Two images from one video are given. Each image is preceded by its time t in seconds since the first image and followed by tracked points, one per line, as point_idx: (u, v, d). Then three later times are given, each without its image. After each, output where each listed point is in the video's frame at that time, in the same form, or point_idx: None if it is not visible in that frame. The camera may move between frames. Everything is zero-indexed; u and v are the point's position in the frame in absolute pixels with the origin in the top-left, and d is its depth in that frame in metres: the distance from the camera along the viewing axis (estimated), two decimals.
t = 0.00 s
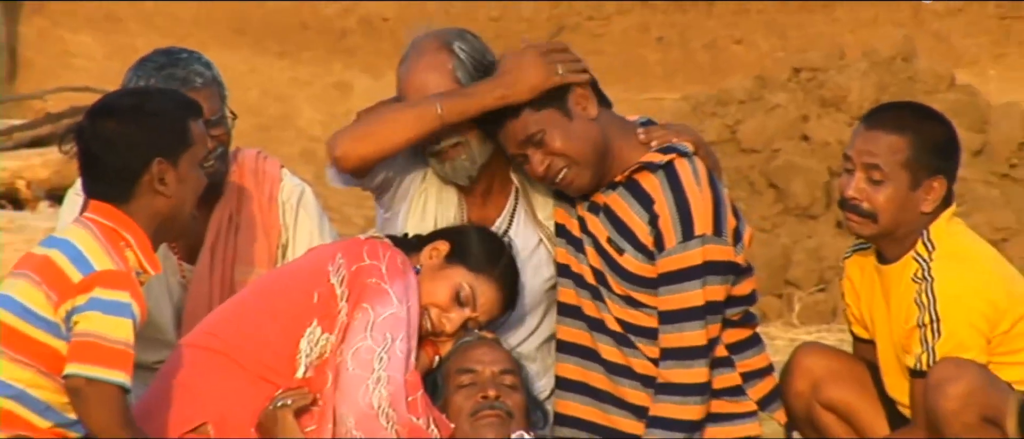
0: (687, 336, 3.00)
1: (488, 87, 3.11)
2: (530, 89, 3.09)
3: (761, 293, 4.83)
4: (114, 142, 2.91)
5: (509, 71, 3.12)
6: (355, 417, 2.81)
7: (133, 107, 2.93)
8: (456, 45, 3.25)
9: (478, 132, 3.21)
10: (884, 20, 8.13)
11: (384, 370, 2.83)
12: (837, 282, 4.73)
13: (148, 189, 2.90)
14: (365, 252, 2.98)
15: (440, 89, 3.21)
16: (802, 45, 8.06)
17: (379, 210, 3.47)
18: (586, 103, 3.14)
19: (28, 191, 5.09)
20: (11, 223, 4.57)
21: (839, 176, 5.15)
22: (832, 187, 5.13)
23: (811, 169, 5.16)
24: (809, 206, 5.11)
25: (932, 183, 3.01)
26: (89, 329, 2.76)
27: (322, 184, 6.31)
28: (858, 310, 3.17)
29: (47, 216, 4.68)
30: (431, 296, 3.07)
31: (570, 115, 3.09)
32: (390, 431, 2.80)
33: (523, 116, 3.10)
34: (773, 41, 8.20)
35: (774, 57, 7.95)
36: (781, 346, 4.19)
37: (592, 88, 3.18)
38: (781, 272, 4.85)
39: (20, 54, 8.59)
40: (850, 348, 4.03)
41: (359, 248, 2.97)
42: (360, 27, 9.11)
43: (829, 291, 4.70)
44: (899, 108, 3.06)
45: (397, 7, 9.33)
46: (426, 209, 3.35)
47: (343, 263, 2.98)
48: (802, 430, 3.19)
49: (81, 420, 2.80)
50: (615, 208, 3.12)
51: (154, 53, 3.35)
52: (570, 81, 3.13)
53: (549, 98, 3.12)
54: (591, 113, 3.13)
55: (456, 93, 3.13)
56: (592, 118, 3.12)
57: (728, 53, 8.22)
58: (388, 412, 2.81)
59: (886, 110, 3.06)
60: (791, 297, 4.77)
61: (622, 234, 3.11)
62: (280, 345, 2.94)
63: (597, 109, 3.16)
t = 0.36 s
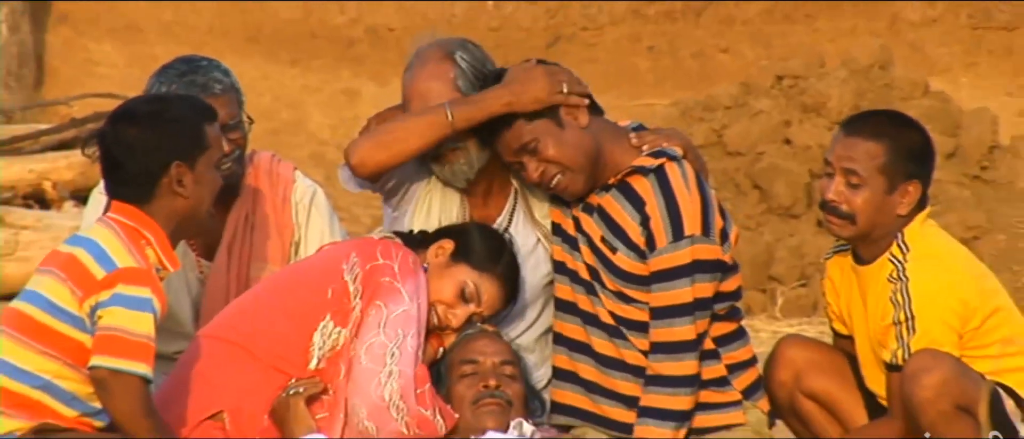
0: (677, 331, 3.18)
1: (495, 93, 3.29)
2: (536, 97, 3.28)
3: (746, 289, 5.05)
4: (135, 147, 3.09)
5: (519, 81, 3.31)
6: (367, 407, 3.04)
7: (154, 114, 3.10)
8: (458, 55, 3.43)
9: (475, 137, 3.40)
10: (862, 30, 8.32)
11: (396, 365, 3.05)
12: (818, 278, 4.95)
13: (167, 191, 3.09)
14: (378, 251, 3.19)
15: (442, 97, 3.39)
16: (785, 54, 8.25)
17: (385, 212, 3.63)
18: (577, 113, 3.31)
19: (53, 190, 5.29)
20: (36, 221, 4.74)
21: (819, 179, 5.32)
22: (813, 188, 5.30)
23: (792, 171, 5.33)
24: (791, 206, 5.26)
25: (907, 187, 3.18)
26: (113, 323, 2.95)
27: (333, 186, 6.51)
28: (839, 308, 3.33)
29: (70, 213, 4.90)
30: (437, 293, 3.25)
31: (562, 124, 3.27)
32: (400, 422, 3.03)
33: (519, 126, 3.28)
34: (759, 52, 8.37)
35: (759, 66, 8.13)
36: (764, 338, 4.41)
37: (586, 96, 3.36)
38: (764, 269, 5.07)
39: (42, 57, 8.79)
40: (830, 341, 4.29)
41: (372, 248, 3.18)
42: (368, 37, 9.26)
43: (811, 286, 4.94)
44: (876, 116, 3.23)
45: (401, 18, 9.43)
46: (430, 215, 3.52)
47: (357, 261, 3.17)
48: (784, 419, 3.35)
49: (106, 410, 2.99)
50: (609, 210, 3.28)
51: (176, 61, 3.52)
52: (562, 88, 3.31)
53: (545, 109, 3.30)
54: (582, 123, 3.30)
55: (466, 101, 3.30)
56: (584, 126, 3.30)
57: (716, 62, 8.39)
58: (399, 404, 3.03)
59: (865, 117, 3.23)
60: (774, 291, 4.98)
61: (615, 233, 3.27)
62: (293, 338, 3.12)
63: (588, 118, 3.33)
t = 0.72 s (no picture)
0: (670, 321, 3.35)
1: (495, 95, 3.44)
2: (531, 95, 3.43)
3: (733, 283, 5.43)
4: (163, 147, 3.28)
5: (516, 83, 3.47)
6: (375, 397, 3.23)
7: (182, 116, 3.30)
8: (467, 61, 3.61)
9: (481, 139, 3.58)
10: (844, 38, 9.16)
11: (402, 357, 3.24)
12: (801, 273, 5.36)
13: (189, 191, 3.28)
14: (386, 250, 3.37)
15: (450, 100, 3.57)
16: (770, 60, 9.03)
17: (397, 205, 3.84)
18: (580, 117, 3.46)
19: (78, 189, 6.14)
20: (64, 218, 5.49)
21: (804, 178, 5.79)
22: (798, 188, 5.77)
23: (778, 173, 5.81)
24: (776, 205, 5.72)
25: (887, 188, 3.34)
26: (134, 318, 3.13)
27: (346, 186, 7.01)
28: (821, 301, 3.53)
29: (94, 212, 5.65)
30: (444, 279, 3.43)
31: (564, 128, 3.43)
32: (406, 411, 3.22)
33: (522, 130, 3.43)
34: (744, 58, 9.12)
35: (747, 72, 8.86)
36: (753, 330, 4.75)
37: (582, 102, 3.50)
38: (750, 264, 5.48)
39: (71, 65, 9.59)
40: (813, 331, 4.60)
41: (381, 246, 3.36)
42: (375, 45, 9.95)
43: (795, 280, 5.34)
44: (859, 121, 3.38)
45: (408, 27, 10.12)
46: (437, 211, 3.70)
47: (367, 259, 3.36)
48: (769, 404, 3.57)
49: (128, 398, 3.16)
50: (609, 206, 3.47)
51: (203, 61, 3.70)
52: (563, 94, 3.47)
53: (548, 112, 3.45)
54: (584, 126, 3.46)
55: (467, 102, 3.47)
56: (585, 130, 3.45)
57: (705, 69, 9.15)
58: (405, 394, 3.22)
59: (851, 121, 3.39)
60: (760, 285, 5.40)
61: (613, 227, 3.46)
62: (305, 331, 3.30)
63: (588, 121, 3.48)
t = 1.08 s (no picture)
0: (665, 313, 3.53)
1: (496, 101, 3.62)
2: (531, 99, 3.60)
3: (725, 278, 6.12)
4: (183, 148, 3.47)
5: (516, 87, 3.64)
6: (387, 387, 3.43)
7: (203, 120, 3.50)
8: (476, 67, 3.80)
9: (487, 142, 3.76)
10: (829, 46, 11.10)
11: (414, 350, 3.43)
12: (787, 269, 6.02)
13: (207, 191, 3.47)
14: (401, 248, 3.56)
15: (458, 103, 3.76)
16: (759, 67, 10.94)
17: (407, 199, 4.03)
18: (581, 119, 3.63)
19: (105, 190, 7.19)
20: (90, 218, 6.49)
21: (789, 180, 6.42)
22: (784, 189, 6.40)
23: (766, 174, 6.43)
24: (764, 205, 6.34)
25: (870, 189, 3.52)
26: (155, 310, 3.31)
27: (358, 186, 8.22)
28: (808, 295, 3.72)
29: (120, 211, 6.64)
30: (450, 280, 3.62)
31: (565, 129, 3.60)
32: (417, 401, 3.43)
33: (527, 132, 3.61)
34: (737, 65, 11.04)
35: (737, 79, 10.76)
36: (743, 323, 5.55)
37: (583, 107, 3.67)
38: (741, 260, 6.11)
39: (96, 70, 12.29)
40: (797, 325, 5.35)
41: (395, 245, 3.55)
42: (385, 53, 12.13)
43: (782, 276, 6.01)
44: (846, 126, 3.56)
45: (415, 36, 12.34)
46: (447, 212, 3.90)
47: (381, 257, 3.55)
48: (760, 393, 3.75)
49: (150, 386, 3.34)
50: (608, 204, 3.65)
51: (223, 68, 3.91)
52: (566, 99, 3.64)
53: (549, 116, 3.62)
54: (585, 128, 3.63)
55: (471, 108, 3.65)
56: (585, 132, 3.62)
57: (698, 75, 11.09)
58: (416, 385, 3.42)
59: (838, 126, 3.57)
60: (750, 280, 6.05)
61: (612, 224, 3.65)
62: (321, 324, 3.49)
63: (589, 124, 3.66)
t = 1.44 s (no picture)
0: (658, 307, 3.72)
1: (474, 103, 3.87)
2: (508, 101, 3.79)
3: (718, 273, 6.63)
4: (202, 151, 3.65)
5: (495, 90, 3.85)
6: (394, 375, 3.63)
7: (221, 125, 3.68)
8: (482, 71, 4.01)
9: (490, 142, 3.95)
10: (815, 53, 12.07)
11: (419, 340, 3.63)
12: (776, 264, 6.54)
13: (225, 192, 3.65)
14: (408, 244, 3.75)
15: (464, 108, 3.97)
16: (750, 71, 12.00)
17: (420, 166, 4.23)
18: (580, 122, 3.82)
19: (128, 189, 7.83)
20: (116, 215, 7.13)
21: (778, 179, 7.01)
22: (773, 188, 6.98)
23: (756, 174, 7.03)
24: (754, 203, 6.94)
25: (854, 187, 3.71)
26: (175, 305, 3.49)
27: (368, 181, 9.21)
28: (796, 289, 3.90)
29: (142, 210, 7.22)
30: (453, 275, 3.81)
31: (565, 132, 3.78)
32: (423, 388, 3.62)
33: (527, 134, 3.79)
34: (727, 72, 12.12)
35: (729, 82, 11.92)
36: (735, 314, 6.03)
37: (582, 111, 3.85)
38: (732, 256, 6.64)
39: (122, 76, 13.25)
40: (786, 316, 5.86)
41: (403, 241, 3.74)
42: (395, 59, 13.01)
43: (771, 270, 6.53)
44: (832, 128, 3.74)
45: (424, 43, 13.17)
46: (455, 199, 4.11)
47: (389, 252, 3.73)
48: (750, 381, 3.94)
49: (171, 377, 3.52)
50: (605, 202, 3.83)
51: (242, 73, 4.14)
52: (565, 104, 3.82)
53: (549, 119, 3.80)
54: (583, 131, 3.81)
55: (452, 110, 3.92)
56: (584, 134, 3.81)
57: (692, 81, 12.16)
58: (422, 372, 3.62)
59: (824, 127, 3.75)
60: (740, 275, 6.57)
61: (608, 221, 3.83)
62: (331, 316, 3.68)
63: (588, 127, 3.84)
